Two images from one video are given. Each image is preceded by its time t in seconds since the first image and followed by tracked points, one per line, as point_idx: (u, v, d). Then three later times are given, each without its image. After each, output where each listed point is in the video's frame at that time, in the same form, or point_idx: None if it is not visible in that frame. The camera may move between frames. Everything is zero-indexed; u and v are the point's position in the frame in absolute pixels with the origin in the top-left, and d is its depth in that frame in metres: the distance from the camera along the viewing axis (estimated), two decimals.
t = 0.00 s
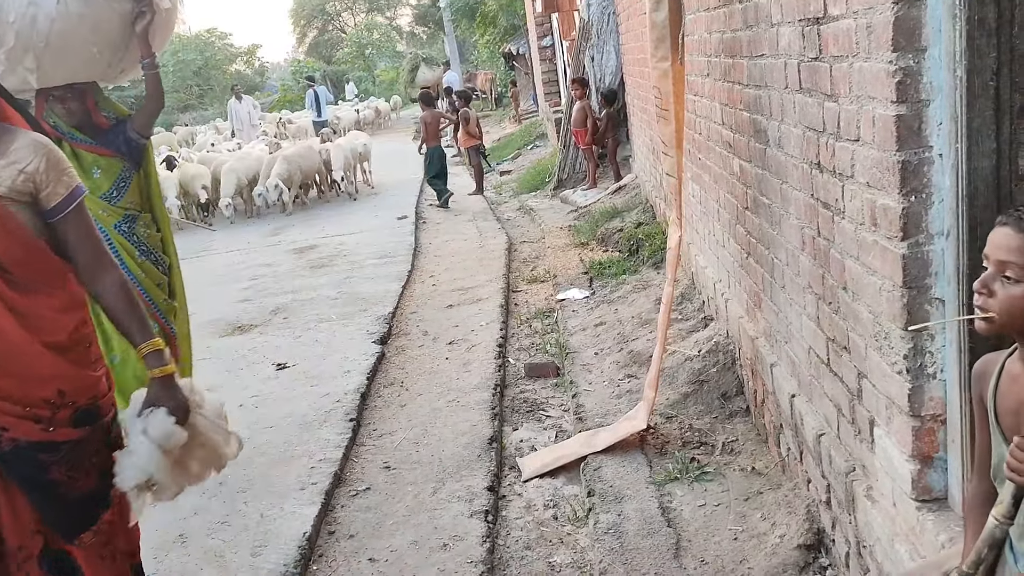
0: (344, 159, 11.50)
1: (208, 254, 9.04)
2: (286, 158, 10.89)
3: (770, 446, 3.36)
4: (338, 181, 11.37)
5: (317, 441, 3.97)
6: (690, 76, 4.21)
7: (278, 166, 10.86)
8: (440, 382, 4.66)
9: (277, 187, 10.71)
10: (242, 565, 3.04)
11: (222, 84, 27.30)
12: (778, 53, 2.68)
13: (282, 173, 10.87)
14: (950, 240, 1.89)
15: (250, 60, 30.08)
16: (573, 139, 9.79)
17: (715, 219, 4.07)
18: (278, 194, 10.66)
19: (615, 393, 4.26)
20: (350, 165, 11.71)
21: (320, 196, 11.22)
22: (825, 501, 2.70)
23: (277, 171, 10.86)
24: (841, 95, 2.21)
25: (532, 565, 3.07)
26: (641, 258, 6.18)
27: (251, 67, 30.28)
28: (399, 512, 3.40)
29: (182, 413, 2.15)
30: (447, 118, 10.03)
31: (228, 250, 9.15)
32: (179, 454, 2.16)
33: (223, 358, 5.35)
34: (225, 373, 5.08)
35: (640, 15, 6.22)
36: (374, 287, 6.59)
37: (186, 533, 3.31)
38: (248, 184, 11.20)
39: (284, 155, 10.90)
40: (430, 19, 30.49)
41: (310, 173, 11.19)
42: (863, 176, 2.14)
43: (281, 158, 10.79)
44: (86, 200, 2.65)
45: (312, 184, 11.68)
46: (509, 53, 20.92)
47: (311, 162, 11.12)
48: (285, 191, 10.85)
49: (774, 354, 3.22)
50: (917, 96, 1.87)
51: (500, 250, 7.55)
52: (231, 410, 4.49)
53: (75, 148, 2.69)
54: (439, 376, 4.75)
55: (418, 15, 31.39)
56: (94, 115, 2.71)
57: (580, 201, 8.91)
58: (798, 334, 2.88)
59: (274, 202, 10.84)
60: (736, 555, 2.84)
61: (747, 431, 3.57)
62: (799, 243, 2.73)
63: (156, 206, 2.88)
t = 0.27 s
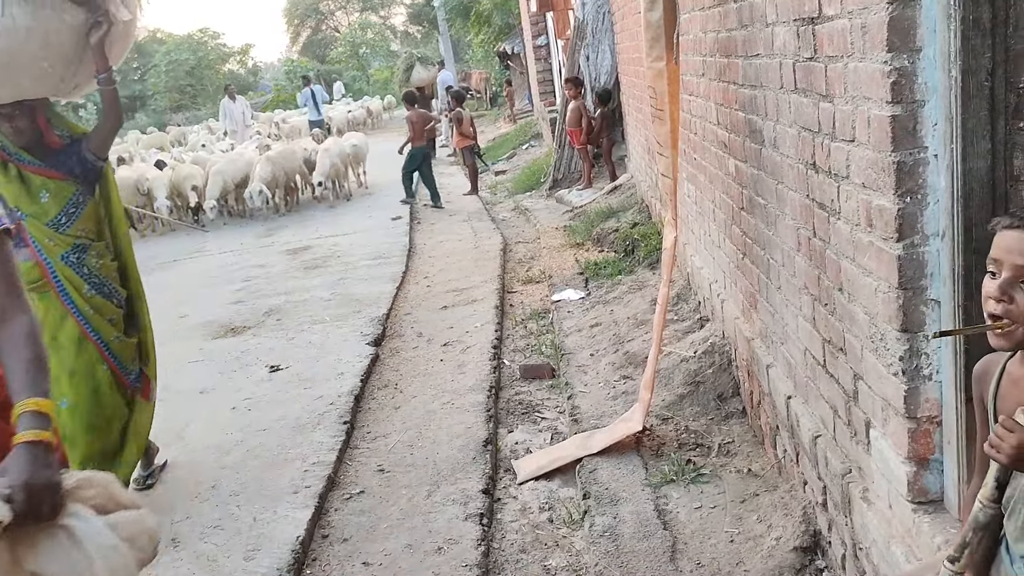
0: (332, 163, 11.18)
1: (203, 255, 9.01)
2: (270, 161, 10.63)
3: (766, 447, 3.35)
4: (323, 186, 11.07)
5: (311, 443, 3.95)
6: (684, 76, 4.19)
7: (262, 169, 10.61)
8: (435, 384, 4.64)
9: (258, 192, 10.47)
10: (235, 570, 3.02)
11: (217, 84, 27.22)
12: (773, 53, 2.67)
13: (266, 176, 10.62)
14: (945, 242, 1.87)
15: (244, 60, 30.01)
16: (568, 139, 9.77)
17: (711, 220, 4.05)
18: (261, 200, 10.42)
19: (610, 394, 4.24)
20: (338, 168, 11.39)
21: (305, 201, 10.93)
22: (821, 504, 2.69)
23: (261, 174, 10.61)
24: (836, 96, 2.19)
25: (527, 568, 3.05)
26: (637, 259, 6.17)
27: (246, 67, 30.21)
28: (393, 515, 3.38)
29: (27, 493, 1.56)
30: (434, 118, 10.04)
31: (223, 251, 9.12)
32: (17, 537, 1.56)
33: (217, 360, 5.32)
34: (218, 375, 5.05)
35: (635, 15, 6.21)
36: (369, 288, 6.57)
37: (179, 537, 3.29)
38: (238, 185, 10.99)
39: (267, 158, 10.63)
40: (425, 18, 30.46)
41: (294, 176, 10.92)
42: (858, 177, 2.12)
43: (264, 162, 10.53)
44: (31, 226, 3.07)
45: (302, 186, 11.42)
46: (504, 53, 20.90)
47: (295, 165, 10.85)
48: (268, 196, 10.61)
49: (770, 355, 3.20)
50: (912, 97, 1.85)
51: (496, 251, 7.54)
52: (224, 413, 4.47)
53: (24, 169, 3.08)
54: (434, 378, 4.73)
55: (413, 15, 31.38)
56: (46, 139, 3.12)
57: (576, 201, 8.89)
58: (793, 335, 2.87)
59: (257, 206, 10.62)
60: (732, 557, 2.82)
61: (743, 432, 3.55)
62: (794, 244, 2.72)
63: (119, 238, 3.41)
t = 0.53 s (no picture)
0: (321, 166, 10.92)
1: (197, 256, 9.00)
2: (255, 166, 10.38)
3: (761, 447, 3.35)
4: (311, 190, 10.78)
5: (306, 445, 3.94)
6: (678, 75, 4.19)
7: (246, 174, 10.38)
8: (430, 385, 4.64)
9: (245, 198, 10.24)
10: (229, 572, 3.01)
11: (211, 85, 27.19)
12: (767, 53, 2.67)
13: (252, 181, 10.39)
14: (938, 242, 1.87)
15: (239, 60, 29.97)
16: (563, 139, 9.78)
17: (705, 220, 4.05)
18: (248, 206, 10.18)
19: (605, 394, 4.24)
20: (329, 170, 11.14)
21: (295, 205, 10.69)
22: (816, 504, 2.69)
23: (246, 179, 10.38)
24: (829, 96, 2.19)
25: (522, 569, 3.05)
26: (632, 258, 6.17)
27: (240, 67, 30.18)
28: (388, 517, 3.37)
29: None
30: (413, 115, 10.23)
31: (217, 252, 9.10)
32: None
33: (212, 362, 5.31)
34: (213, 377, 5.04)
35: (629, 14, 6.21)
36: (363, 289, 6.56)
37: (172, 539, 3.28)
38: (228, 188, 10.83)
39: (252, 163, 10.39)
40: (419, 18, 30.46)
41: (281, 180, 10.68)
42: (851, 177, 2.13)
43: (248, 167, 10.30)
44: None
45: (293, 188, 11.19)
46: (498, 53, 20.90)
47: (281, 169, 10.60)
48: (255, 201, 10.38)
49: (764, 355, 3.20)
50: (904, 97, 1.85)
51: (491, 251, 7.54)
52: (218, 414, 4.46)
53: None
54: (429, 379, 4.72)
55: (408, 15, 31.38)
56: None
57: (571, 201, 8.89)
58: (788, 335, 2.87)
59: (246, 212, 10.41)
60: (727, 557, 2.82)
61: (738, 432, 3.55)
62: (788, 244, 2.72)
63: (69, 246, 3.19)
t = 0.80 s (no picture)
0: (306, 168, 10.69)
1: (193, 256, 8.99)
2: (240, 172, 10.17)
3: (756, 447, 3.35)
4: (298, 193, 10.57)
5: (301, 446, 3.94)
6: (673, 75, 4.19)
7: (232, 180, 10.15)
8: (426, 385, 4.64)
9: (235, 205, 10.00)
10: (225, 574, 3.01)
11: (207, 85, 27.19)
12: (761, 53, 2.67)
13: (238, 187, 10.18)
14: (932, 242, 1.87)
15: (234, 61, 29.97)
16: (559, 139, 9.78)
17: (701, 220, 4.05)
18: (237, 212, 9.94)
19: (601, 395, 4.24)
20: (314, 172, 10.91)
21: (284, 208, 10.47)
22: (811, 504, 2.69)
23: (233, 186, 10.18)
24: (824, 96, 2.19)
25: (519, 570, 3.05)
26: (628, 258, 6.18)
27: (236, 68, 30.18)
28: (384, 518, 3.37)
29: None
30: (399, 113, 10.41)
31: (213, 252, 9.09)
32: None
33: (207, 363, 5.30)
34: (208, 378, 5.04)
35: (624, 14, 6.21)
36: (359, 290, 6.55)
37: (168, 541, 3.27)
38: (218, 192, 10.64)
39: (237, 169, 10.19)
40: (415, 18, 30.48)
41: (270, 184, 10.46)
42: (846, 177, 2.13)
43: (233, 172, 10.07)
44: None
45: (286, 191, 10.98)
46: (494, 52, 20.89)
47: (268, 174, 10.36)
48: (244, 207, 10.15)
49: (760, 355, 3.20)
50: (898, 97, 1.85)
51: (487, 251, 7.54)
52: (214, 416, 4.45)
53: None
54: (425, 380, 4.72)
55: (403, 15, 31.36)
56: None
57: (567, 201, 8.89)
58: (783, 335, 2.87)
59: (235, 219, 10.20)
60: (723, 558, 2.82)
61: (734, 432, 3.55)
62: (784, 244, 2.72)
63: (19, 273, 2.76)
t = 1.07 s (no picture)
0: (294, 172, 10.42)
1: (191, 256, 8.98)
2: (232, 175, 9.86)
3: (754, 446, 3.35)
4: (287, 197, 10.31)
5: (300, 445, 3.94)
6: (671, 74, 4.19)
7: (221, 185, 9.88)
8: (424, 385, 4.64)
9: (225, 209, 9.77)
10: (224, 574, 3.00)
11: (204, 85, 27.20)
12: (759, 52, 2.67)
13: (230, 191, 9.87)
14: (930, 240, 1.88)
15: (231, 61, 29.98)
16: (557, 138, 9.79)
17: (698, 219, 4.05)
18: (229, 218, 9.71)
19: (599, 393, 4.24)
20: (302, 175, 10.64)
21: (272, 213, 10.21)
22: (809, 502, 2.69)
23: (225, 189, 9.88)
24: (821, 94, 2.19)
25: (517, 569, 3.05)
26: (625, 258, 6.18)
27: (233, 67, 30.19)
28: (382, 517, 3.37)
29: None
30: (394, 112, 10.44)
31: (211, 252, 9.08)
32: None
33: (206, 362, 5.30)
34: (207, 378, 5.03)
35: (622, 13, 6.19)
36: (357, 289, 6.56)
37: (166, 541, 3.27)
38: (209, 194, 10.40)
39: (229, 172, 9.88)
40: (412, 18, 30.51)
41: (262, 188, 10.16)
42: (843, 176, 2.13)
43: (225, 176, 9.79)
44: None
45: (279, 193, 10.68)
46: (492, 52, 20.88)
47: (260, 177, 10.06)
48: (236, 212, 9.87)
49: (758, 353, 3.20)
50: (895, 96, 1.85)
51: (484, 251, 7.54)
52: (211, 415, 4.45)
53: None
54: (423, 379, 4.72)
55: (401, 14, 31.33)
56: None
57: (564, 200, 8.89)
58: (781, 333, 2.87)
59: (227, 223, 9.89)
60: (721, 556, 2.82)
61: (732, 431, 3.56)
62: (781, 243, 2.72)
63: None
